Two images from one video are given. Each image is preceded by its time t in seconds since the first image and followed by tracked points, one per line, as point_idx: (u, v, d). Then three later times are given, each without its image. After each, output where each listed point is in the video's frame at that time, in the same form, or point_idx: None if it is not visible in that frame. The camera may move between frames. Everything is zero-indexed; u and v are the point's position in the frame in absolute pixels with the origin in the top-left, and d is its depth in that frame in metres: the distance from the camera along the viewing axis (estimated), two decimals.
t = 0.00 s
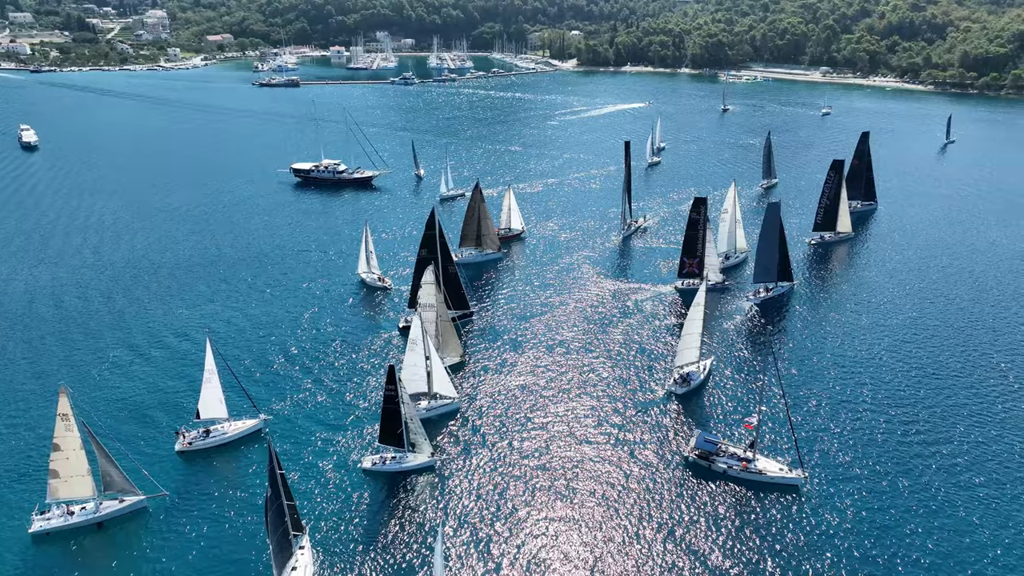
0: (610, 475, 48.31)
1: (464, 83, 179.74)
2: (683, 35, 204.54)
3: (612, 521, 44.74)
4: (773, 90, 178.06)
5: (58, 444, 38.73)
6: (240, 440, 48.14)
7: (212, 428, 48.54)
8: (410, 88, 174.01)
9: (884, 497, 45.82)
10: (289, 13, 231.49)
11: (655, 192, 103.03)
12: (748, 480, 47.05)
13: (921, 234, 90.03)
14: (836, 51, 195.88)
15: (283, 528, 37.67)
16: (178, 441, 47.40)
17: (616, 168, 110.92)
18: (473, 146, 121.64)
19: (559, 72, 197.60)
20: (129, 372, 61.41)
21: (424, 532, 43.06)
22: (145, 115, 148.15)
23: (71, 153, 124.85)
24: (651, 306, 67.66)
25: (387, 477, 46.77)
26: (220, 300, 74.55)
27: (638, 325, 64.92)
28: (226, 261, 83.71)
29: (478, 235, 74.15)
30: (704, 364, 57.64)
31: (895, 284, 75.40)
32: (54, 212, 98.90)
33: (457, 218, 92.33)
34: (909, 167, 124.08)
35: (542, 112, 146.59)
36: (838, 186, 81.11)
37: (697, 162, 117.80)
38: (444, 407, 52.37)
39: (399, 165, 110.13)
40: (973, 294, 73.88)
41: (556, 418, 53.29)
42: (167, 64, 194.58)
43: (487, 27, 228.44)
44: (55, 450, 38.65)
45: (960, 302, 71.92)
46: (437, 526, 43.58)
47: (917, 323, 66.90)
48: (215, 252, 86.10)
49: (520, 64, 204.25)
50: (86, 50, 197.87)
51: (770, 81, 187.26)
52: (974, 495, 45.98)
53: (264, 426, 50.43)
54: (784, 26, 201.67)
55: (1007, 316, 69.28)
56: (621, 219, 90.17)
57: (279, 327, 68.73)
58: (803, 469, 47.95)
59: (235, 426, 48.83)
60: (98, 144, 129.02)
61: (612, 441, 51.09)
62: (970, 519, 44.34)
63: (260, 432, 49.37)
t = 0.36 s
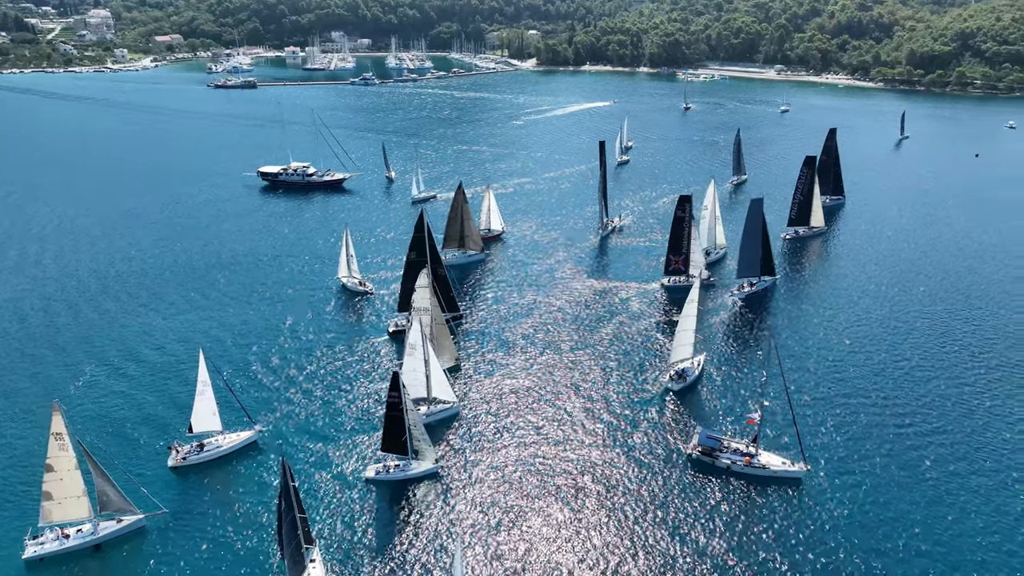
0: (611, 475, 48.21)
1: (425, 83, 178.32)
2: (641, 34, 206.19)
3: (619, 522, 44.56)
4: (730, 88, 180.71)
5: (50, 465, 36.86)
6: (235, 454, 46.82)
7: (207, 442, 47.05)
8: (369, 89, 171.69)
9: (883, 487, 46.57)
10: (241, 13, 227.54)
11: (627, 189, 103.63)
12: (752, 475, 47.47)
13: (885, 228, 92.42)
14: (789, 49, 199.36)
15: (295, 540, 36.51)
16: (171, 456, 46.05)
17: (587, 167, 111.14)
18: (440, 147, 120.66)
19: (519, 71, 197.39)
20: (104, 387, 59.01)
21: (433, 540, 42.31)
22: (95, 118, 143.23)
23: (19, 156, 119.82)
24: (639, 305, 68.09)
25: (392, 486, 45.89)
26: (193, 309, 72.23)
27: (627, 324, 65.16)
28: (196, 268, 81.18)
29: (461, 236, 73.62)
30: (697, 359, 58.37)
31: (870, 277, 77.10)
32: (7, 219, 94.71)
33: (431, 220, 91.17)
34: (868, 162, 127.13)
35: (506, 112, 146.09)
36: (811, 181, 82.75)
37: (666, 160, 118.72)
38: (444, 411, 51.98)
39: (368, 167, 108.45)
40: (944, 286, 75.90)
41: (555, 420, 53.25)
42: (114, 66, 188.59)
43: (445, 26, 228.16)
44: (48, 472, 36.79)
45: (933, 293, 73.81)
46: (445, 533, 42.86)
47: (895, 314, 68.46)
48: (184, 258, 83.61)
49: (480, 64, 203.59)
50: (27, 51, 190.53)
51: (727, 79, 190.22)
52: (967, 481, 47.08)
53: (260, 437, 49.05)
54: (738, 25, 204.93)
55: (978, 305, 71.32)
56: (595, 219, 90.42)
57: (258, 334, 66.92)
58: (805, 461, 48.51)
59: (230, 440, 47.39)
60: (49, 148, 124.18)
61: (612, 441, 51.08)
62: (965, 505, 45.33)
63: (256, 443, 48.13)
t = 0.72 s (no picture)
0: (613, 475, 48.06)
1: (383, 83, 176.60)
2: (597, 34, 207.68)
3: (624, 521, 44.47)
4: (687, 86, 183.11)
5: (44, 487, 35.03)
6: (231, 468, 46.29)
7: (201, 456, 46.39)
8: (326, 90, 168.84)
9: (877, 477, 47.43)
10: (188, 13, 222.21)
11: (597, 187, 104.07)
12: (754, 469, 47.95)
13: (849, 222, 94.57)
14: (741, 48, 202.93)
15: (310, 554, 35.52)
16: (164, 472, 45.16)
17: (556, 167, 111.33)
18: (405, 148, 119.17)
19: (476, 71, 196.96)
20: (77, 404, 56.61)
21: (443, 550, 41.75)
22: (42, 121, 138.05)
23: None
24: (624, 303, 68.71)
25: (396, 494, 45.25)
26: (164, 318, 69.76)
27: (613, 325, 65.54)
28: (163, 276, 78.50)
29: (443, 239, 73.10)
30: (689, 354, 59.17)
31: (841, 269, 78.94)
32: None
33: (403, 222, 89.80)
34: (826, 158, 130.14)
35: (469, 112, 145.43)
36: (783, 177, 84.55)
37: (632, 158, 119.65)
38: (443, 416, 51.38)
39: (334, 169, 106.70)
40: (911, 276, 78.06)
41: (553, 420, 53.15)
42: (58, 68, 182.24)
43: (399, 26, 226.83)
44: (43, 494, 34.96)
45: (903, 284, 75.86)
46: (453, 542, 42.32)
47: (870, 305, 70.14)
48: (150, 265, 81.04)
49: (437, 64, 202.74)
50: None
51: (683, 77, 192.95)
52: (955, 469, 48.26)
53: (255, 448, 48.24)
54: (691, 24, 208.20)
55: (946, 295, 73.52)
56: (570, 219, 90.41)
57: (236, 342, 64.91)
58: (806, 454, 49.11)
59: (225, 453, 46.71)
60: None
61: (612, 440, 51.14)
62: (955, 492, 46.47)
63: (250, 456, 47.49)
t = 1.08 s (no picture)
0: (611, 474, 48.15)
1: (342, 84, 174.35)
2: (553, 33, 208.19)
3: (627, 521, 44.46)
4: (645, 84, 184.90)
5: (41, 510, 33.32)
6: (228, 480, 45.42)
7: (196, 469, 45.53)
8: (283, 91, 165.86)
9: (868, 468, 48.39)
10: (133, 13, 216.03)
11: (567, 186, 104.33)
12: (755, 462, 48.64)
13: (815, 218, 96.31)
14: (696, 46, 205.86)
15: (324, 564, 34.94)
16: (159, 489, 44.18)
17: (524, 167, 111.32)
18: (370, 149, 117.65)
19: (435, 71, 195.69)
20: (52, 422, 54.50)
21: (453, 559, 41.02)
22: None
23: None
24: (608, 300, 69.22)
25: (400, 502, 44.44)
26: (135, 328, 67.56)
27: (598, 322, 65.79)
28: (130, 285, 76.00)
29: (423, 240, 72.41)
30: (680, 349, 60.11)
31: (813, 263, 80.54)
32: None
33: (376, 223, 88.24)
34: (786, 154, 132.78)
35: (432, 112, 144.37)
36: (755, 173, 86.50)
37: (598, 157, 120.31)
38: (443, 420, 51.11)
39: (301, 172, 104.75)
40: (881, 268, 80.05)
41: (548, 422, 52.97)
42: None
43: (354, 26, 224.44)
44: (39, 517, 33.26)
45: (874, 276, 77.74)
46: (462, 546, 41.89)
47: (846, 298, 71.76)
48: (116, 273, 78.42)
49: (394, 64, 201.04)
50: None
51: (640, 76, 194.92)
52: (942, 456, 49.50)
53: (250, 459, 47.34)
54: (646, 23, 210.57)
55: (915, 286, 75.55)
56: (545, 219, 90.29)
57: (214, 350, 63.15)
58: (804, 446, 49.93)
59: (221, 465, 45.97)
60: None
61: (610, 437, 51.37)
62: (944, 480, 47.63)
63: (246, 468, 46.52)
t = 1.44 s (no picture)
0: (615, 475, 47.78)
1: (296, 85, 171.30)
2: (508, 32, 207.72)
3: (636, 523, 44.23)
4: (602, 83, 186.12)
5: (39, 535, 31.51)
6: (222, 494, 44.41)
7: (190, 484, 44.32)
8: (236, 93, 162.15)
9: (863, 460, 49.12)
10: (71, 13, 208.74)
11: (536, 186, 104.26)
12: (752, 454, 49.42)
13: (780, 213, 98.10)
14: (649, 45, 208.22)
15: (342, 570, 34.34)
16: (154, 507, 42.94)
17: (492, 167, 110.79)
18: (333, 151, 115.66)
19: (390, 71, 193.64)
20: (28, 438, 52.14)
21: (465, 564, 40.70)
22: None
23: None
24: (588, 299, 69.38)
25: (406, 509, 43.86)
26: (106, 337, 64.96)
27: (583, 320, 66.08)
28: (95, 293, 73.09)
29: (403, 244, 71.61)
30: (669, 344, 60.96)
31: (785, 257, 82.10)
32: None
33: (348, 225, 86.44)
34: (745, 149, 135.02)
35: (392, 113, 142.77)
36: (725, 170, 88.53)
37: (564, 156, 120.64)
38: (440, 423, 51.07)
39: (265, 176, 102.35)
40: (849, 262, 82.10)
41: (545, 421, 52.97)
42: None
43: (304, 27, 220.98)
44: (38, 542, 31.42)
45: (843, 269, 79.79)
46: (473, 550, 41.61)
47: (819, 291, 73.45)
48: (77, 281, 75.32)
49: (348, 65, 198.54)
50: None
51: (596, 75, 196.16)
52: (927, 443, 50.91)
53: (245, 472, 46.35)
54: (599, 23, 212.22)
55: (883, 278, 77.73)
56: (519, 219, 89.86)
57: (193, 358, 61.05)
58: (799, 436, 50.91)
59: (215, 479, 44.84)
60: None
61: (608, 434, 51.62)
62: (931, 465, 49.01)
63: (242, 481, 45.49)
